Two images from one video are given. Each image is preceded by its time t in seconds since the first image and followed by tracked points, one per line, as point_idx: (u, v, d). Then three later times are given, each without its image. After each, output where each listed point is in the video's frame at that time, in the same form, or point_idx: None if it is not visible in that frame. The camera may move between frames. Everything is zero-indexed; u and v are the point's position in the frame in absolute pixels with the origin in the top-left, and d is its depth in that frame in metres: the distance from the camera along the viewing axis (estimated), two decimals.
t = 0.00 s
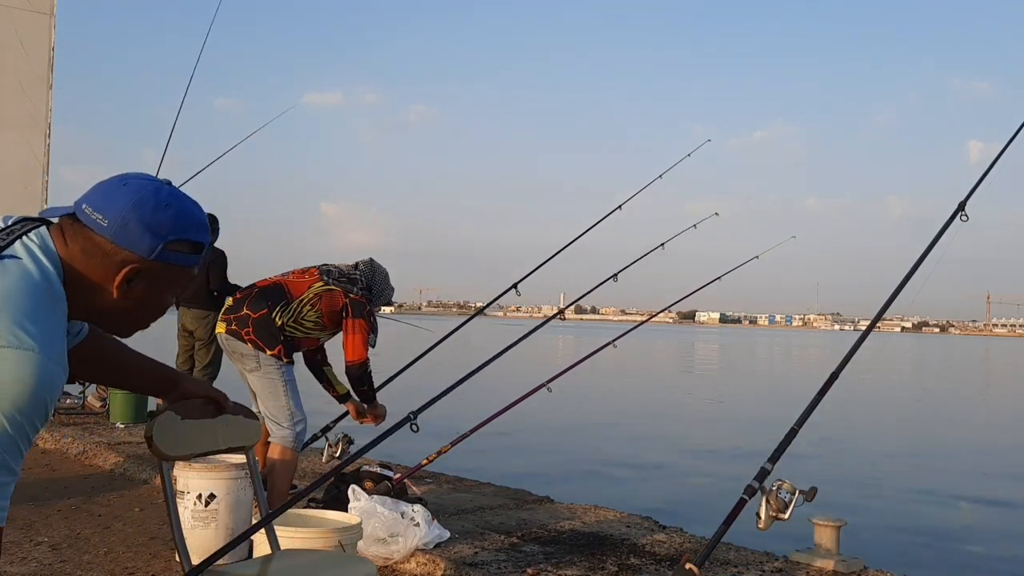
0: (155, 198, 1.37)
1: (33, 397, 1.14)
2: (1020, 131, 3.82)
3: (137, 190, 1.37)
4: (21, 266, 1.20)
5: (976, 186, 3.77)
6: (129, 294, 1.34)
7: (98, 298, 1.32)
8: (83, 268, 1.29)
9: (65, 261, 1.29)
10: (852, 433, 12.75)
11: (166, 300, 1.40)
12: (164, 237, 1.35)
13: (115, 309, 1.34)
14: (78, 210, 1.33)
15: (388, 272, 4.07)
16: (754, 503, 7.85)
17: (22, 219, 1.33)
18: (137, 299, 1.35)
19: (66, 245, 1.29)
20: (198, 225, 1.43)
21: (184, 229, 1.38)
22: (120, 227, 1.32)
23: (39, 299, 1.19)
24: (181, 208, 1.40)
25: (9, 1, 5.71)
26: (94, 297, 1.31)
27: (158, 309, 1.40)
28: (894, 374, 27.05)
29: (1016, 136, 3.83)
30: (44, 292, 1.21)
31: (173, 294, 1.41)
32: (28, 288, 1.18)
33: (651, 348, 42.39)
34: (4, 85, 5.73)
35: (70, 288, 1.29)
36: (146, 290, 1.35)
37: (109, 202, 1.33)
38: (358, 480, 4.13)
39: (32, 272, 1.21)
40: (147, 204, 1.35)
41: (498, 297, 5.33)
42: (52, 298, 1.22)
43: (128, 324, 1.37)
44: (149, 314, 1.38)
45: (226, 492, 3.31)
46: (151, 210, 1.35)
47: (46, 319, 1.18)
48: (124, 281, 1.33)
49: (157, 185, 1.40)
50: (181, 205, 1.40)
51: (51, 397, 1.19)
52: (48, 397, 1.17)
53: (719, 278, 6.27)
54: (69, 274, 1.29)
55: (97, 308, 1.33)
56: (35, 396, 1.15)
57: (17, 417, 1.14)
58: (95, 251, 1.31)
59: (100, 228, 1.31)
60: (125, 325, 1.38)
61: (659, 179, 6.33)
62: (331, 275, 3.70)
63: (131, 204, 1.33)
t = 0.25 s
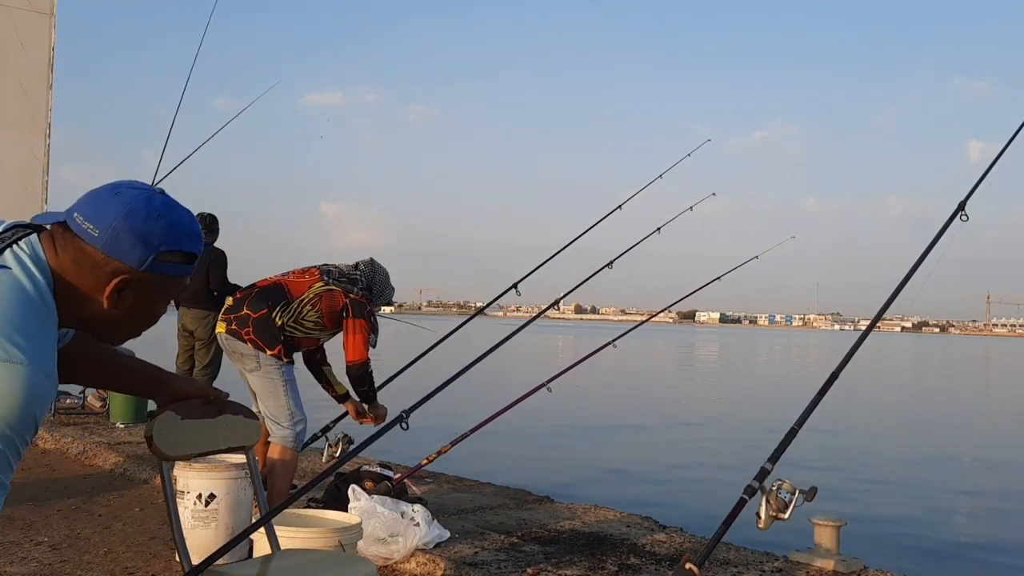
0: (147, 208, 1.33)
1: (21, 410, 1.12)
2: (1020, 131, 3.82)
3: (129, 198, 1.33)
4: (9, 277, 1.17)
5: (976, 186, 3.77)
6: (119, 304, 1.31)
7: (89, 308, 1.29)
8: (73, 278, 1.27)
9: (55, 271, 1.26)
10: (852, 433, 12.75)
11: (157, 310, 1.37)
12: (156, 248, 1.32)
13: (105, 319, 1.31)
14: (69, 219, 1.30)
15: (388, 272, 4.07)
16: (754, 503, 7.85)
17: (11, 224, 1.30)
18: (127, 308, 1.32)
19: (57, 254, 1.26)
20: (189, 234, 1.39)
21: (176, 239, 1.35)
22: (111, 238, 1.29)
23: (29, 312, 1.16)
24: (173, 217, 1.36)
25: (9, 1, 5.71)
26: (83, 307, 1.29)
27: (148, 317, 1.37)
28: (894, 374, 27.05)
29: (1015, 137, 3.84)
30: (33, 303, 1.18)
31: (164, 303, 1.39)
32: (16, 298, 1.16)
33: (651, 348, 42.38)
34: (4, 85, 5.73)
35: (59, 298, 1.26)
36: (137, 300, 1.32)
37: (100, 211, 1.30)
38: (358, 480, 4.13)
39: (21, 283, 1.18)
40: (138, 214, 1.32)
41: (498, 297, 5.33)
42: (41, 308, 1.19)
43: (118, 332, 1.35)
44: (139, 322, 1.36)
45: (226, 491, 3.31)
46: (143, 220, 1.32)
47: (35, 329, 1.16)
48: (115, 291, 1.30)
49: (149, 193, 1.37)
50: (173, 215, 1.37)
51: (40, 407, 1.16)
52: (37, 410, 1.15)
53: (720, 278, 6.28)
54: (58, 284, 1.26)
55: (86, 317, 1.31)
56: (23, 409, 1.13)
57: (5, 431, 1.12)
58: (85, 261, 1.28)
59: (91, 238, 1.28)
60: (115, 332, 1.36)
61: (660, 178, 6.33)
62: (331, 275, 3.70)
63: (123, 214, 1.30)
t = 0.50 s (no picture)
0: (146, 213, 1.35)
1: (19, 415, 1.10)
2: (1019, 131, 3.82)
3: (127, 203, 1.34)
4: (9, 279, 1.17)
5: (976, 186, 3.77)
6: (117, 309, 1.31)
7: (86, 314, 1.29)
8: (71, 282, 1.27)
9: (54, 275, 1.26)
10: (851, 433, 12.75)
11: (153, 315, 1.38)
12: (154, 253, 1.33)
13: (103, 325, 1.31)
14: (67, 224, 1.30)
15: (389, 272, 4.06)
16: (754, 503, 7.84)
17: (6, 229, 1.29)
18: (125, 314, 1.32)
19: (56, 259, 1.26)
20: (185, 240, 1.41)
21: (174, 244, 1.36)
22: (110, 242, 1.30)
23: (27, 316, 1.15)
24: (170, 223, 1.38)
25: (9, 1, 5.71)
26: (81, 312, 1.28)
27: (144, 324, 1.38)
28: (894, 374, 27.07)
29: (1015, 137, 3.84)
30: (32, 306, 1.17)
31: (160, 309, 1.39)
32: (14, 303, 1.15)
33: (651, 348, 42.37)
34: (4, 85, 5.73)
35: (58, 303, 1.26)
36: (134, 305, 1.33)
37: (98, 215, 1.31)
38: (358, 480, 4.12)
39: (21, 288, 1.17)
40: (137, 218, 1.33)
41: (498, 297, 5.32)
42: (41, 313, 1.18)
43: (114, 338, 1.35)
44: (135, 329, 1.36)
45: (226, 491, 3.31)
46: (141, 224, 1.33)
47: (32, 333, 1.14)
48: (113, 296, 1.31)
49: (146, 199, 1.38)
50: (170, 221, 1.38)
51: (38, 413, 1.15)
52: (34, 416, 1.13)
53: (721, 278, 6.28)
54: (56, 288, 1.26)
55: (83, 323, 1.30)
56: (21, 414, 1.11)
57: (3, 436, 1.10)
58: (84, 265, 1.28)
59: (90, 243, 1.29)
60: (111, 339, 1.35)
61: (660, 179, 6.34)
62: (332, 275, 3.70)
63: (121, 219, 1.31)
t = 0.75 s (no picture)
0: (143, 219, 1.34)
1: (16, 421, 1.10)
2: (1018, 131, 3.83)
3: (125, 208, 1.34)
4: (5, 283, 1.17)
5: (975, 186, 3.78)
6: (115, 314, 1.31)
7: (83, 318, 1.29)
8: (68, 286, 1.27)
9: (51, 280, 1.26)
10: (851, 433, 12.75)
11: (152, 319, 1.37)
12: (152, 258, 1.33)
13: (102, 328, 1.31)
14: (65, 228, 1.30)
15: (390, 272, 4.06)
16: (754, 502, 7.84)
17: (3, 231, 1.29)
18: (124, 318, 1.32)
19: (53, 263, 1.26)
20: (186, 244, 1.40)
21: (173, 249, 1.35)
22: (108, 246, 1.29)
23: (23, 321, 1.15)
24: (169, 227, 1.37)
25: (9, 2, 5.72)
26: (79, 317, 1.28)
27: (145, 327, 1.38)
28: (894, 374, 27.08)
29: (1015, 137, 3.85)
30: (26, 312, 1.17)
31: (160, 313, 1.39)
32: (12, 307, 1.15)
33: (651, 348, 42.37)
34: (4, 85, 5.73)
35: (55, 308, 1.26)
36: (132, 310, 1.33)
37: (97, 220, 1.30)
38: (358, 480, 4.12)
39: (19, 293, 1.17)
40: (135, 223, 1.32)
41: (498, 297, 5.33)
42: (36, 319, 1.18)
43: (113, 342, 1.35)
44: (133, 333, 1.36)
45: (226, 491, 3.31)
46: (139, 230, 1.32)
47: (28, 338, 1.14)
48: (110, 301, 1.31)
49: (145, 203, 1.37)
50: (169, 224, 1.37)
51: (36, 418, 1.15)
52: (33, 421, 1.13)
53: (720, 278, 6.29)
54: (53, 292, 1.26)
55: (81, 327, 1.30)
56: (20, 419, 1.11)
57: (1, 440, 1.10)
58: (81, 271, 1.28)
59: (88, 247, 1.29)
60: (111, 342, 1.35)
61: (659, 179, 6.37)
62: (332, 275, 3.70)
63: (118, 224, 1.31)
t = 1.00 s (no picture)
0: (140, 219, 1.33)
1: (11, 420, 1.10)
2: (1018, 132, 3.84)
3: (122, 208, 1.33)
4: None
5: (975, 187, 3.78)
6: (110, 316, 1.31)
7: (78, 320, 1.29)
8: (63, 287, 1.26)
9: (47, 282, 1.26)
10: (851, 433, 12.75)
11: (148, 320, 1.37)
12: (148, 259, 1.32)
13: (97, 330, 1.31)
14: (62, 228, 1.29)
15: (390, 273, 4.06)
16: (754, 503, 7.84)
17: None
18: (119, 320, 1.32)
19: (48, 265, 1.26)
20: (182, 243, 1.40)
21: (169, 250, 1.35)
22: (103, 248, 1.29)
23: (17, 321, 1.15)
24: (166, 226, 1.36)
25: (9, 2, 5.72)
26: (73, 317, 1.28)
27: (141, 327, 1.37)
28: (894, 374, 27.07)
29: (1014, 137, 3.85)
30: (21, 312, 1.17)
31: (154, 315, 1.39)
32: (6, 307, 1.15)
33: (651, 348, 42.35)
34: (4, 85, 5.73)
35: (50, 309, 1.26)
36: (127, 311, 1.32)
37: (93, 222, 1.30)
38: (358, 480, 4.12)
39: (12, 293, 1.17)
40: (131, 225, 1.31)
41: (498, 297, 5.32)
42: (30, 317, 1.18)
43: (109, 343, 1.35)
44: (129, 335, 1.36)
45: (226, 491, 3.31)
46: (135, 231, 1.31)
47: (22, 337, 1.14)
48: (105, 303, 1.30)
49: (142, 203, 1.36)
50: (166, 225, 1.37)
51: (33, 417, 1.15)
52: (26, 422, 1.13)
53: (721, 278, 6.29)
54: (48, 293, 1.26)
55: (77, 329, 1.30)
56: (12, 420, 1.11)
57: None
58: (77, 272, 1.28)
59: (83, 248, 1.28)
60: (107, 342, 1.35)
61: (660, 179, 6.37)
62: (333, 275, 3.70)
63: (114, 226, 1.30)
